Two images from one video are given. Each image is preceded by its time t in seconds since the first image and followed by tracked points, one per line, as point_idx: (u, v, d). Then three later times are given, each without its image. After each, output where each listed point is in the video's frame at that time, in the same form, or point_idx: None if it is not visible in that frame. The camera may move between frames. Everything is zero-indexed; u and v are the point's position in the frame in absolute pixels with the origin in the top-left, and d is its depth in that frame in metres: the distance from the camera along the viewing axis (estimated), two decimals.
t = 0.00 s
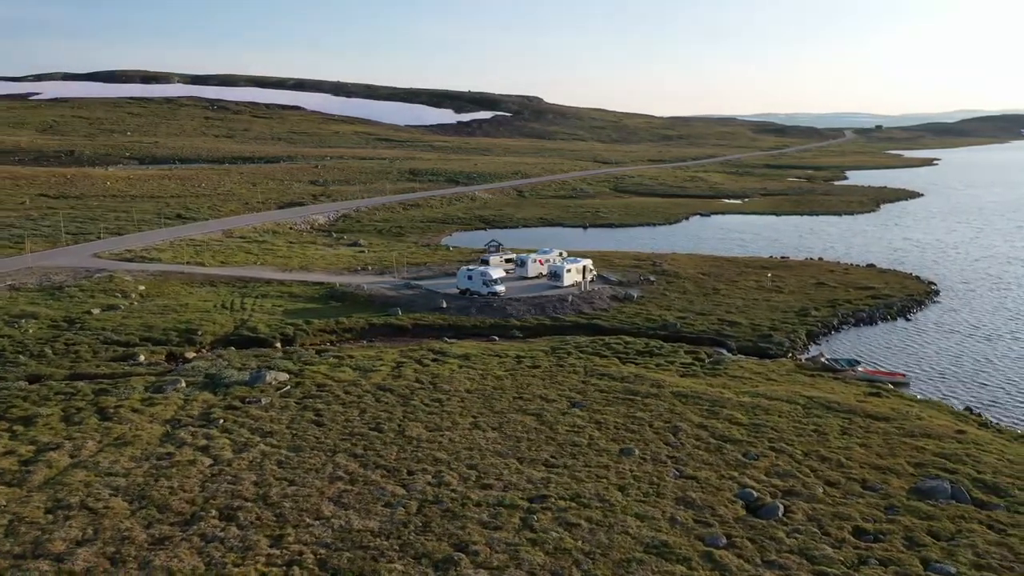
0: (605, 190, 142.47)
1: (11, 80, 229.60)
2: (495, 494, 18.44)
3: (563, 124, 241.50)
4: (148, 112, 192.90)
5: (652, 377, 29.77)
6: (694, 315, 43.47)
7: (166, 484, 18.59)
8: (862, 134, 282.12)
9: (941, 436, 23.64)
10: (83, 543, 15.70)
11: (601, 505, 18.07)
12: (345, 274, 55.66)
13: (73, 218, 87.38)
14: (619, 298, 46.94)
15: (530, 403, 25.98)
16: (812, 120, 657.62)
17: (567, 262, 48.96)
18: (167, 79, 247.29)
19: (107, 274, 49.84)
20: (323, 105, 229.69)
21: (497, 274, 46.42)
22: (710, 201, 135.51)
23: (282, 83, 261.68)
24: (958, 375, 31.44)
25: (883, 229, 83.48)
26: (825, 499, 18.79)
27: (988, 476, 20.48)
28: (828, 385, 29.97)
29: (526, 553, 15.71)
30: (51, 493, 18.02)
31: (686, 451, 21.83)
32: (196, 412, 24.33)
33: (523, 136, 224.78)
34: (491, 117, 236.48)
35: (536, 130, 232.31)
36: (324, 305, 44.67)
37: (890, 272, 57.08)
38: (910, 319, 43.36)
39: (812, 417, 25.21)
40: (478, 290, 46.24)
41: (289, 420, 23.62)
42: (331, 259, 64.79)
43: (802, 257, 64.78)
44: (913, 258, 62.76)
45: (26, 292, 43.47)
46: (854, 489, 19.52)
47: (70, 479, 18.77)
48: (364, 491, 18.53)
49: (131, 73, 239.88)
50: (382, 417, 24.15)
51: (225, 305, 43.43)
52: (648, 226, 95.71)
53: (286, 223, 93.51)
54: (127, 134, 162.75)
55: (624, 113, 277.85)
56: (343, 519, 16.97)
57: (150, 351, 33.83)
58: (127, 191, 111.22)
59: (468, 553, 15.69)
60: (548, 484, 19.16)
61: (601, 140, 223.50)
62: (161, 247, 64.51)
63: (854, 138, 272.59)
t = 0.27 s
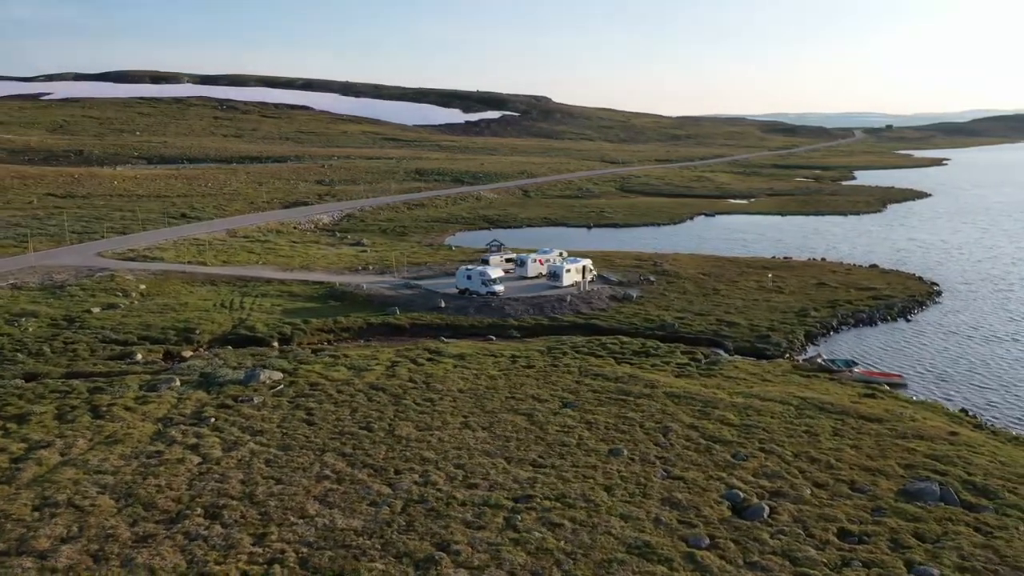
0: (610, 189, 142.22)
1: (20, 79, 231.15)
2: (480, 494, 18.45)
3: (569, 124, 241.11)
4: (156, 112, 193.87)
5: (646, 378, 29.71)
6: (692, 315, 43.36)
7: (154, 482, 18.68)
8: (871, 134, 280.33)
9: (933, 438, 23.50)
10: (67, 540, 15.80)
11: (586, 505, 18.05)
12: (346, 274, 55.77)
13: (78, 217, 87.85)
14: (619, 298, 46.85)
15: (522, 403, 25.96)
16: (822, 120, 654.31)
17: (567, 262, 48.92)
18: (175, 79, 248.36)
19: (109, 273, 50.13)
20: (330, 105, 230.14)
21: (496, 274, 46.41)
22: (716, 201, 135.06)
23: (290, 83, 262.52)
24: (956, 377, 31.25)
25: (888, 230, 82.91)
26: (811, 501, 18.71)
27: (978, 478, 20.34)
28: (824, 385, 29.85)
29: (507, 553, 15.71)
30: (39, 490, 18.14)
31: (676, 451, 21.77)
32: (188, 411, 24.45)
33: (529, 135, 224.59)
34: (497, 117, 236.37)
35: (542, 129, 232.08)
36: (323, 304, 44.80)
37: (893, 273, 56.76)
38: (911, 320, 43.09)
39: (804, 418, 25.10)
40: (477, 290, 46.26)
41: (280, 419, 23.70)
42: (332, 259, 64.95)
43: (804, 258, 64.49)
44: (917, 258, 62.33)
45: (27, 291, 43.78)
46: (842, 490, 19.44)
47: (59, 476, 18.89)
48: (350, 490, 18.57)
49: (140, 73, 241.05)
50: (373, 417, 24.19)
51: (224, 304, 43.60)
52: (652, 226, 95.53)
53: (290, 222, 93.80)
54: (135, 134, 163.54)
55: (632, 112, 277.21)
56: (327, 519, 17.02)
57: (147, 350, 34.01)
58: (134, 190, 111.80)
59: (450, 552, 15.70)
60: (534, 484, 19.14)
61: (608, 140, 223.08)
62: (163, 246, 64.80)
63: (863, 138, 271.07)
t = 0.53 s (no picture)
0: (616, 189, 142.03)
1: (30, 79, 232.69)
2: (466, 494, 18.46)
3: (575, 123, 240.81)
4: (164, 112, 194.79)
5: (640, 378, 29.65)
6: (691, 316, 43.22)
7: (142, 480, 18.78)
8: (881, 134, 278.53)
9: (925, 439, 23.36)
10: (52, 537, 15.91)
11: (571, 504, 18.05)
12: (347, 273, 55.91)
13: (84, 217, 88.40)
14: (617, 298, 46.79)
15: (514, 403, 25.96)
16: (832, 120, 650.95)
17: (566, 262, 48.90)
18: (183, 79, 249.40)
19: (110, 272, 50.40)
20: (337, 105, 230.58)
21: (494, 273, 46.38)
22: (721, 201, 134.64)
23: (297, 83, 263.45)
24: (953, 378, 31.06)
25: (893, 230, 82.31)
26: (798, 502, 18.65)
27: (968, 480, 20.23)
28: (819, 386, 29.74)
29: (489, 553, 15.72)
30: (28, 488, 18.28)
31: (664, 452, 21.71)
32: (180, 410, 24.57)
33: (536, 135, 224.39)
34: (503, 116, 236.27)
35: (549, 129, 231.96)
36: (322, 304, 44.93)
37: (895, 273, 56.44)
38: (911, 321, 42.85)
39: (796, 419, 25.02)
40: (476, 290, 46.29)
41: (271, 418, 23.78)
42: (334, 258, 65.13)
43: (807, 258, 64.17)
44: (920, 258, 61.94)
45: (29, 290, 44.12)
46: (830, 491, 19.37)
47: (47, 474, 19.00)
48: (336, 489, 18.62)
49: (148, 73, 242.24)
50: (364, 416, 24.26)
51: (224, 304, 43.78)
52: (655, 226, 95.38)
53: (295, 222, 94.12)
54: (142, 134, 164.29)
55: (639, 112, 276.58)
56: (311, 518, 17.08)
57: (145, 348, 34.18)
58: (141, 190, 112.42)
59: (432, 552, 15.73)
60: (520, 484, 19.15)
61: (614, 140, 222.65)
62: (166, 245, 65.11)
63: (871, 138, 269.63)
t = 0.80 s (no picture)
0: (621, 189, 141.87)
1: (40, 80, 234.30)
2: (451, 493, 18.49)
3: (582, 123, 240.59)
4: (172, 112, 195.81)
5: (633, 379, 29.61)
6: (689, 316, 43.13)
7: (130, 478, 18.89)
8: (891, 134, 277.07)
9: (917, 441, 23.23)
10: (37, 535, 16.02)
11: (556, 505, 18.04)
12: (348, 272, 56.04)
13: (90, 216, 88.94)
14: (616, 298, 46.75)
15: (505, 403, 25.97)
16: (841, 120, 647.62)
17: (566, 262, 48.86)
18: (192, 79, 250.52)
19: (112, 271, 50.74)
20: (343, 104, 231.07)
21: (493, 273, 46.41)
22: (727, 201, 134.29)
23: (305, 83, 264.28)
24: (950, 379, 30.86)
25: (898, 231, 81.89)
26: (785, 503, 18.59)
27: (958, 482, 20.12)
28: (813, 387, 29.64)
29: (470, 553, 15.74)
30: (16, 485, 18.42)
31: (653, 453, 21.68)
32: (173, 408, 24.71)
33: (542, 135, 224.30)
34: (510, 116, 236.27)
35: (556, 129, 231.78)
36: (321, 303, 45.07)
37: (897, 274, 56.11)
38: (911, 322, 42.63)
39: (789, 420, 24.92)
40: (475, 290, 46.34)
41: (262, 417, 23.89)
42: (336, 258, 65.33)
43: (809, 258, 63.87)
44: (923, 259, 61.54)
45: (31, 289, 44.46)
46: (817, 493, 19.31)
47: (37, 472, 19.15)
48: (322, 489, 18.69)
49: (157, 74, 243.51)
50: (355, 415, 24.33)
51: (223, 303, 43.98)
52: (659, 226, 95.22)
53: (299, 222, 94.48)
54: (150, 134, 165.10)
55: (645, 112, 276.10)
56: (295, 516, 17.13)
57: (143, 347, 34.39)
58: (148, 189, 113.04)
59: (413, 552, 15.76)
60: (506, 484, 19.17)
61: (620, 139, 222.33)
62: (170, 245, 65.48)
63: (880, 137, 268.37)
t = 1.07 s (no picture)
0: (627, 189, 141.65)
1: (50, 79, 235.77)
2: (437, 493, 18.53)
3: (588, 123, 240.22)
4: (180, 111, 196.69)
5: (627, 379, 29.57)
6: (687, 317, 43.02)
7: (119, 476, 19.02)
8: (901, 134, 275.32)
9: (909, 442, 23.12)
10: (23, 532, 16.15)
11: (541, 505, 18.05)
12: (349, 272, 56.13)
13: (96, 216, 89.48)
14: (615, 298, 46.67)
15: (497, 403, 25.98)
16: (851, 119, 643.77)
17: (565, 262, 48.83)
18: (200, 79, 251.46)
19: (114, 270, 51.04)
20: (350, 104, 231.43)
21: (492, 273, 46.42)
22: (733, 202, 133.85)
23: (312, 82, 265.07)
24: (947, 381, 30.66)
25: (904, 231, 81.40)
26: (771, 505, 18.54)
27: (947, 484, 20.01)
28: (808, 388, 29.52)
29: (452, 552, 15.76)
30: (6, 482, 18.57)
31: (641, 453, 21.65)
32: (165, 407, 24.83)
33: (549, 135, 224.11)
34: (516, 116, 236.14)
35: (563, 128, 231.56)
36: (321, 303, 45.19)
37: (900, 275, 55.78)
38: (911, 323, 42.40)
39: (781, 421, 24.84)
40: (474, 290, 46.36)
41: (253, 416, 23.97)
42: (338, 257, 65.48)
43: (812, 259, 63.57)
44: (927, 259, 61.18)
45: (32, 288, 44.79)
46: (805, 494, 19.22)
47: (27, 469, 19.30)
48: (309, 487, 18.75)
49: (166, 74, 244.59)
50: (347, 414, 24.38)
51: (223, 302, 44.16)
52: (663, 226, 95.04)
53: (303, 221, 94.75)
54: (157, 134, 165.76)
55: (652, 111, 275.46)
56: (280, 515, 17.19)
57: (140, 346, 34.59)
58: (154, 189, 113.60)
59: (395, 551, 15.79)
60: (493, 484, 19.19)
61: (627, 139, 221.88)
62: (173, 244, 65.77)
63: (889, 137, 266.94)
